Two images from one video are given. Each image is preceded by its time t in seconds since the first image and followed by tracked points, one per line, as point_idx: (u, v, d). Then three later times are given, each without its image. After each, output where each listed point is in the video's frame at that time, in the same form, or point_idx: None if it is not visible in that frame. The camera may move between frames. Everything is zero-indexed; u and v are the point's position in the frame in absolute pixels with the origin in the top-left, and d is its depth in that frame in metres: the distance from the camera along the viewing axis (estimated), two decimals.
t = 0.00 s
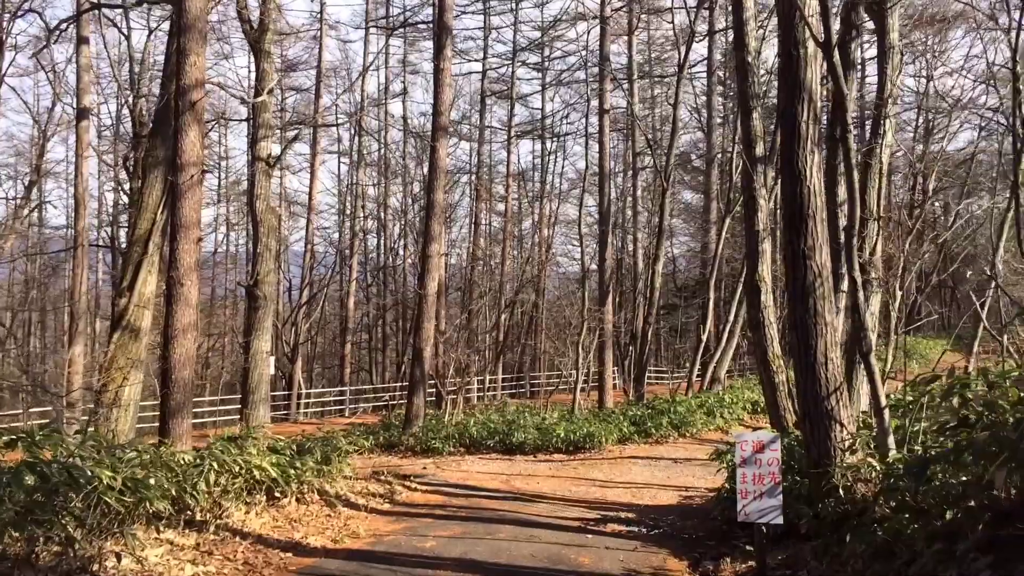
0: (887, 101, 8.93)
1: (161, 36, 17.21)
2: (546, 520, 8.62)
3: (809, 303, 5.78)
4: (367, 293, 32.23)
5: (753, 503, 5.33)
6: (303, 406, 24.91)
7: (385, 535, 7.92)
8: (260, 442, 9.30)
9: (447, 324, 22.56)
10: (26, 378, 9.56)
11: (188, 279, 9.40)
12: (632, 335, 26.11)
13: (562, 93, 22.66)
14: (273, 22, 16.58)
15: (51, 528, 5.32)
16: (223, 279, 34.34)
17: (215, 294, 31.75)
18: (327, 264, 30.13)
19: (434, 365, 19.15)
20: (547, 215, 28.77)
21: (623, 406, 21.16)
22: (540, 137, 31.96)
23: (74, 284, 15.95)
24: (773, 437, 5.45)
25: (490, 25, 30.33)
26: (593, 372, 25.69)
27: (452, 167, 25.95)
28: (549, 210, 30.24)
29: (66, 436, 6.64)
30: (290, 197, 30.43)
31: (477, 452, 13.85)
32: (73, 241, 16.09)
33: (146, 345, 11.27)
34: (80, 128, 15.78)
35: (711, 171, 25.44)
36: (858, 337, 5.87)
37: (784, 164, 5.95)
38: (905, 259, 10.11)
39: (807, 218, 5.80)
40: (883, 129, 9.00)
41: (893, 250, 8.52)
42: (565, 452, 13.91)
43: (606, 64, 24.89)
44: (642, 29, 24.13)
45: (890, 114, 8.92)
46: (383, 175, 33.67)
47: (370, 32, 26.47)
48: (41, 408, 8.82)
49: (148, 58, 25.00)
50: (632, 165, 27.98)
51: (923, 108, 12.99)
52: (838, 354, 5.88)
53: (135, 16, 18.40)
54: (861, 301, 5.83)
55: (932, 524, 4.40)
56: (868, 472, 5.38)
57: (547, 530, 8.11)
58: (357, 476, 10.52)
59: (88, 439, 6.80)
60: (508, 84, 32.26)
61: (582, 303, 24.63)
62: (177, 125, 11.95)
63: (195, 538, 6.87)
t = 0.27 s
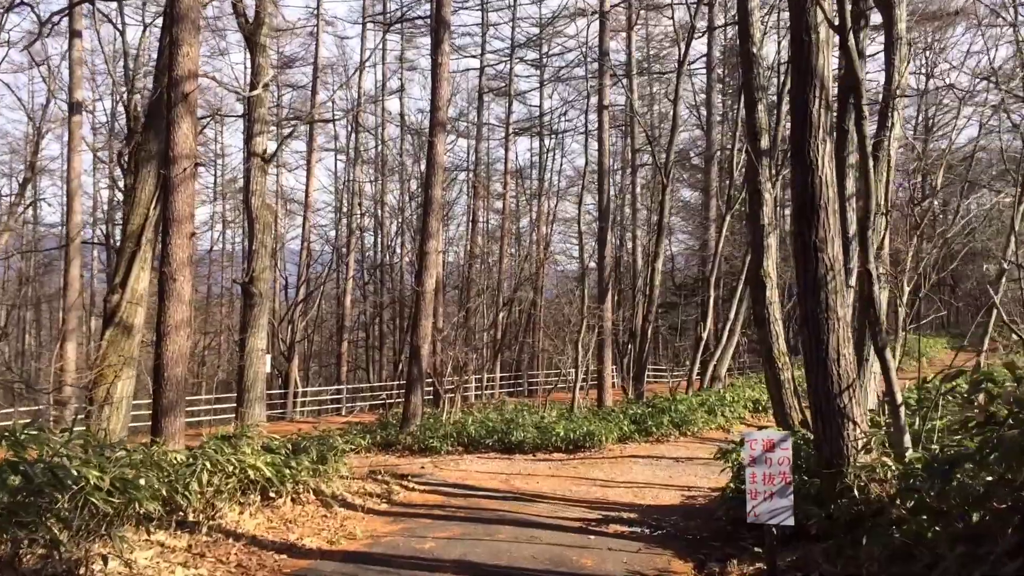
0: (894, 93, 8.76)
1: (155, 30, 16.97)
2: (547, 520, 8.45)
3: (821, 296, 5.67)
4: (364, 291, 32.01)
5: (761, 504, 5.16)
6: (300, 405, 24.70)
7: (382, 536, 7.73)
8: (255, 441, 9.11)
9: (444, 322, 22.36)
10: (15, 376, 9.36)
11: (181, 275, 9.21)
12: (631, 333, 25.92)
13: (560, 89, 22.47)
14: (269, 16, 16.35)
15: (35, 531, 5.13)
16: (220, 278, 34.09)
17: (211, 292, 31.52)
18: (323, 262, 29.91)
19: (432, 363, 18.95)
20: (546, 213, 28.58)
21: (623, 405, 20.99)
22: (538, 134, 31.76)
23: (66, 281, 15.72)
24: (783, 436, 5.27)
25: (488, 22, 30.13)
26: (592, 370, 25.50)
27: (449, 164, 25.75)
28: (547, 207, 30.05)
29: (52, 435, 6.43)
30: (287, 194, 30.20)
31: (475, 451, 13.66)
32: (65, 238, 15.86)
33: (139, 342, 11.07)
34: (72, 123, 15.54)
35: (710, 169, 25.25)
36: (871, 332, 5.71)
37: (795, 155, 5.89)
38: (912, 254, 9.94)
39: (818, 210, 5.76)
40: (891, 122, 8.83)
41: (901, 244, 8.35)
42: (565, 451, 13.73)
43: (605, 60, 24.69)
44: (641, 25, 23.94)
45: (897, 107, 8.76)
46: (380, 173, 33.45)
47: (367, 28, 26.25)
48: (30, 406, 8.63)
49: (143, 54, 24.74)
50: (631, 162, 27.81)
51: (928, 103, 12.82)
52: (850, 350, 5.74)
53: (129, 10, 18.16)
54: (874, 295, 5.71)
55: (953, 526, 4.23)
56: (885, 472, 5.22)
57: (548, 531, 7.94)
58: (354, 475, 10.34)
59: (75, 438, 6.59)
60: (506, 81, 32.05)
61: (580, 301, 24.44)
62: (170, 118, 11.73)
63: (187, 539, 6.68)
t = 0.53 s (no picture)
0: (903, 87, 8.60)
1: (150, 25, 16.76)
2: (549, 523, 8.29)
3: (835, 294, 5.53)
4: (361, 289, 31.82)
5: (774, 507, 5.00)
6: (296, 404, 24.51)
7: (382, 540, 7.56)
8: (252, 441, 8.94)
9: (443, 321, 22.19)
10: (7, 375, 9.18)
11: (176, 272, 9.02)
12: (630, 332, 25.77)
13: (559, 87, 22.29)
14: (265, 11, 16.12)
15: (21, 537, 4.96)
16: (217, 276, 33.89)
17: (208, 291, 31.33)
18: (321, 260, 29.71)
19: (430, 362, 18.78)
20: (544, 211, 28.40)
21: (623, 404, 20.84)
22: (536, 132, 31.57)
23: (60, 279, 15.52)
24: (797, 437, 5.10)
25: (486, 19, 29.94)
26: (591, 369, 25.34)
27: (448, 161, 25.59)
28: (546, 206, 29.88)
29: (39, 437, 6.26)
30: (284, 192, 30.00)
31: (474, 452, 13.50)
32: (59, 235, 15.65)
33: (133, 341, 10.88)
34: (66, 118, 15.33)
35: (710, 167, 25.09)
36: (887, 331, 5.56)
37: (810, 148, 5.74)
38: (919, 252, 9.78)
39: (833, 204, 5.59)
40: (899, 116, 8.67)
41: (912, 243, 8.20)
42: (565, 451, 13.56)
43: (605, 58, 24.50)
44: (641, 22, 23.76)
45: (906, 101, 8.60)
46: (377, 170, 33.25)
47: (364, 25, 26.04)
48: (21, 406, 8.45)
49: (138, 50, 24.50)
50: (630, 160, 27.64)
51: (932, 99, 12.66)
52: (865, 349, 5.59)
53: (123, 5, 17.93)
54: (890, 292, 5.58)
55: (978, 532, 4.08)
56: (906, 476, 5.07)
57: (550, 534, 7.77)
58: (353, 476, 10.17)
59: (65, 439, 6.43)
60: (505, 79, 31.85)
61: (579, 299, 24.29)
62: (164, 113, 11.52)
63: (181, 543, 6.51)
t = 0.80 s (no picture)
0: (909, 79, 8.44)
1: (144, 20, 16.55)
2: (550, 524, 8.12)
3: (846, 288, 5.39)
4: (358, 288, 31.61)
5: (783, 508, 4.84)
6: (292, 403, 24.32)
7: (379, 542, 7.38)
8: (246, 440, 8.76)
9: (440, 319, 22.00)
10: None
11: (169, 269, 8.84)
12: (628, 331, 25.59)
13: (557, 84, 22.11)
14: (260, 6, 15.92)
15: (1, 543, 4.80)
16: (212, 275, 33.69)
17: (204, 290, 31.11)
18: (317, 258, 29.51)
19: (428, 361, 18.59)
20: (542, 209, 28.21)
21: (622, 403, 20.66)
22: (534, 129, 31.38)
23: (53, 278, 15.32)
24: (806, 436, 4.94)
25: (483, 16, 29.74)
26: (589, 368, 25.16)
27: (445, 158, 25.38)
28: (544, 203, 29.68)
29: (24, 438, 6.09)
30: (280, 190, 29.78)
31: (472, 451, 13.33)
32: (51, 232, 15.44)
33: (125, 339, 10.69)
34: (59, 114, 15.13)
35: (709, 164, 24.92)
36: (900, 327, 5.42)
37: (820, 138, 5.61)
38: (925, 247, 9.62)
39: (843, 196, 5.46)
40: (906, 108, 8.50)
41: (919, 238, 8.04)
42: (564, 450, 13.39)
43: (603, 55, 24.32)
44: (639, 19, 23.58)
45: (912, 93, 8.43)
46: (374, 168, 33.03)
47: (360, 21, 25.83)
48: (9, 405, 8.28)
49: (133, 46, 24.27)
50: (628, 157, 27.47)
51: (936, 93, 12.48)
52: (877, 345, 5.45)
53: None
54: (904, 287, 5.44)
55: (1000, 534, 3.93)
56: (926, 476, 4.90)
57: (551, 535, 7.61)
58: (350, 476, 9.99)
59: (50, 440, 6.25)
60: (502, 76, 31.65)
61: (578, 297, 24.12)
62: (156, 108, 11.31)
63: (171, 546, 6.33)
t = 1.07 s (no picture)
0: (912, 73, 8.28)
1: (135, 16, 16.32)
2: (548, 527, 7.96)
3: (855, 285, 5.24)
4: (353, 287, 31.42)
5: (789, 513, 4.68)
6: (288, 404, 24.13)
7: (373, 546, 7.21)
8: (237, 442, 8.58)
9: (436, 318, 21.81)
10: None
11: (158, 267, 8.65)
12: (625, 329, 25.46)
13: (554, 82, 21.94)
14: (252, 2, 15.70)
15: None
16: (207, 274, 33.44)
17: (198, 289, 30.90)
18: (312, 257, 29.29)
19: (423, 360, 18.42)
20: (539, 207, 28.03)
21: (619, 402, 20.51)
22: (530, 126, 31.19)
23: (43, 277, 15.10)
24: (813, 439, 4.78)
25: (479, 14, 29.54)
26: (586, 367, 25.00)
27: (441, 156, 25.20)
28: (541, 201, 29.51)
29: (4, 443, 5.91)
30: (274, 188, 29.55)
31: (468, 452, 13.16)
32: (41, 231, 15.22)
33: (115, 339, 10.49)
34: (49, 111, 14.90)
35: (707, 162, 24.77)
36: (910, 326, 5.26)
37: (828, 132, 5.45)
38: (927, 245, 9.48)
39: (852, 191, 5.31)
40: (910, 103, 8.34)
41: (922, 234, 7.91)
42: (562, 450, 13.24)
43: (599, 52, 24.13)
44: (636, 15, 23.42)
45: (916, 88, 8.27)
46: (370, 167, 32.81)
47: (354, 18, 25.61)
48: None
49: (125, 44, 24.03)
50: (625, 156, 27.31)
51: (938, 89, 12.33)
52: (886, 343, 5.30)
53: None
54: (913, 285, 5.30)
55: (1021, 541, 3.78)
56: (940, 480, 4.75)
57: (549, 539, 7.44)
58: (344, 478, 9.82)
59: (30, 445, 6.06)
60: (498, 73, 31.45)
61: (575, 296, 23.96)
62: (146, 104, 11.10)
63: (158, 553, 6.16)
